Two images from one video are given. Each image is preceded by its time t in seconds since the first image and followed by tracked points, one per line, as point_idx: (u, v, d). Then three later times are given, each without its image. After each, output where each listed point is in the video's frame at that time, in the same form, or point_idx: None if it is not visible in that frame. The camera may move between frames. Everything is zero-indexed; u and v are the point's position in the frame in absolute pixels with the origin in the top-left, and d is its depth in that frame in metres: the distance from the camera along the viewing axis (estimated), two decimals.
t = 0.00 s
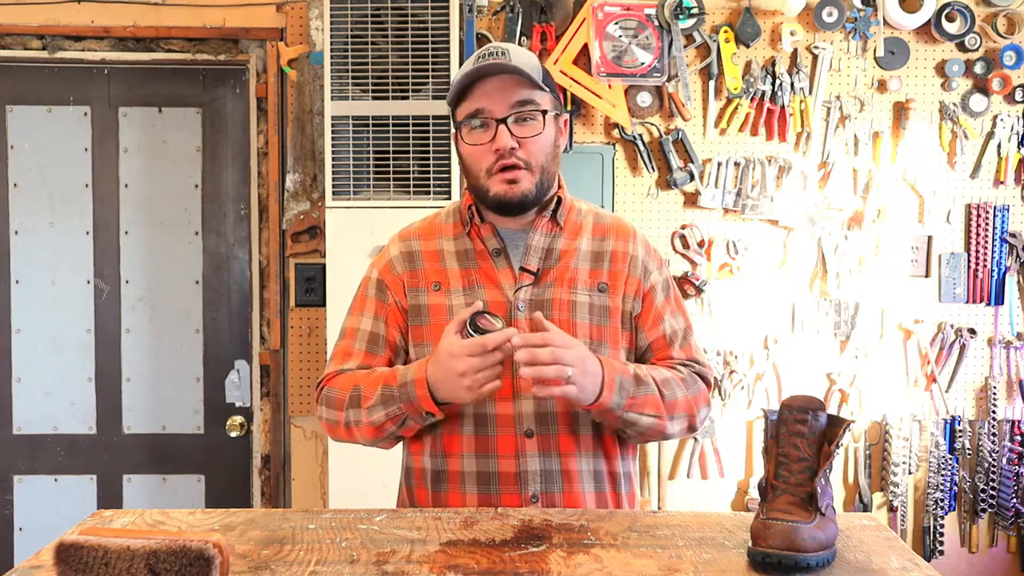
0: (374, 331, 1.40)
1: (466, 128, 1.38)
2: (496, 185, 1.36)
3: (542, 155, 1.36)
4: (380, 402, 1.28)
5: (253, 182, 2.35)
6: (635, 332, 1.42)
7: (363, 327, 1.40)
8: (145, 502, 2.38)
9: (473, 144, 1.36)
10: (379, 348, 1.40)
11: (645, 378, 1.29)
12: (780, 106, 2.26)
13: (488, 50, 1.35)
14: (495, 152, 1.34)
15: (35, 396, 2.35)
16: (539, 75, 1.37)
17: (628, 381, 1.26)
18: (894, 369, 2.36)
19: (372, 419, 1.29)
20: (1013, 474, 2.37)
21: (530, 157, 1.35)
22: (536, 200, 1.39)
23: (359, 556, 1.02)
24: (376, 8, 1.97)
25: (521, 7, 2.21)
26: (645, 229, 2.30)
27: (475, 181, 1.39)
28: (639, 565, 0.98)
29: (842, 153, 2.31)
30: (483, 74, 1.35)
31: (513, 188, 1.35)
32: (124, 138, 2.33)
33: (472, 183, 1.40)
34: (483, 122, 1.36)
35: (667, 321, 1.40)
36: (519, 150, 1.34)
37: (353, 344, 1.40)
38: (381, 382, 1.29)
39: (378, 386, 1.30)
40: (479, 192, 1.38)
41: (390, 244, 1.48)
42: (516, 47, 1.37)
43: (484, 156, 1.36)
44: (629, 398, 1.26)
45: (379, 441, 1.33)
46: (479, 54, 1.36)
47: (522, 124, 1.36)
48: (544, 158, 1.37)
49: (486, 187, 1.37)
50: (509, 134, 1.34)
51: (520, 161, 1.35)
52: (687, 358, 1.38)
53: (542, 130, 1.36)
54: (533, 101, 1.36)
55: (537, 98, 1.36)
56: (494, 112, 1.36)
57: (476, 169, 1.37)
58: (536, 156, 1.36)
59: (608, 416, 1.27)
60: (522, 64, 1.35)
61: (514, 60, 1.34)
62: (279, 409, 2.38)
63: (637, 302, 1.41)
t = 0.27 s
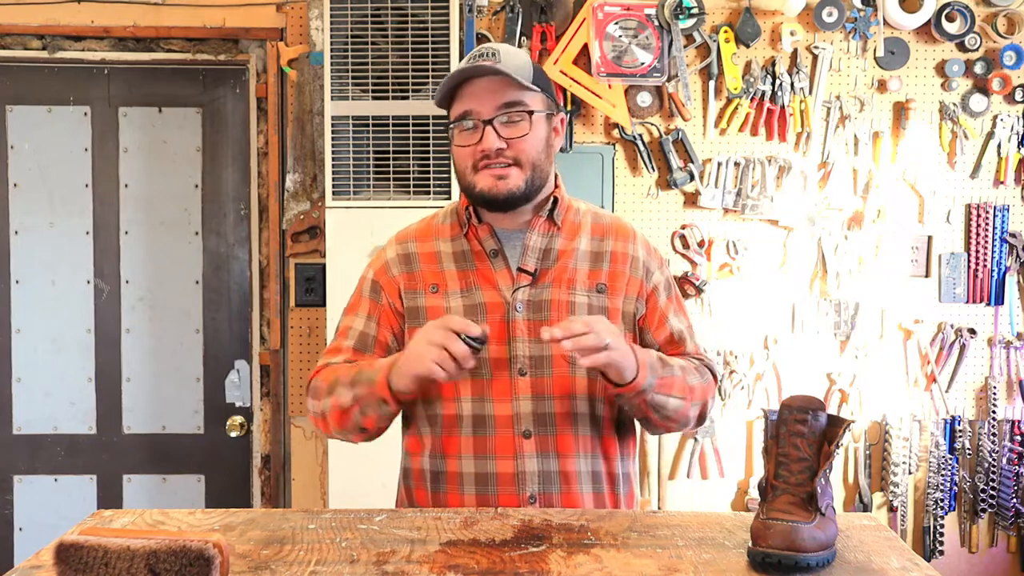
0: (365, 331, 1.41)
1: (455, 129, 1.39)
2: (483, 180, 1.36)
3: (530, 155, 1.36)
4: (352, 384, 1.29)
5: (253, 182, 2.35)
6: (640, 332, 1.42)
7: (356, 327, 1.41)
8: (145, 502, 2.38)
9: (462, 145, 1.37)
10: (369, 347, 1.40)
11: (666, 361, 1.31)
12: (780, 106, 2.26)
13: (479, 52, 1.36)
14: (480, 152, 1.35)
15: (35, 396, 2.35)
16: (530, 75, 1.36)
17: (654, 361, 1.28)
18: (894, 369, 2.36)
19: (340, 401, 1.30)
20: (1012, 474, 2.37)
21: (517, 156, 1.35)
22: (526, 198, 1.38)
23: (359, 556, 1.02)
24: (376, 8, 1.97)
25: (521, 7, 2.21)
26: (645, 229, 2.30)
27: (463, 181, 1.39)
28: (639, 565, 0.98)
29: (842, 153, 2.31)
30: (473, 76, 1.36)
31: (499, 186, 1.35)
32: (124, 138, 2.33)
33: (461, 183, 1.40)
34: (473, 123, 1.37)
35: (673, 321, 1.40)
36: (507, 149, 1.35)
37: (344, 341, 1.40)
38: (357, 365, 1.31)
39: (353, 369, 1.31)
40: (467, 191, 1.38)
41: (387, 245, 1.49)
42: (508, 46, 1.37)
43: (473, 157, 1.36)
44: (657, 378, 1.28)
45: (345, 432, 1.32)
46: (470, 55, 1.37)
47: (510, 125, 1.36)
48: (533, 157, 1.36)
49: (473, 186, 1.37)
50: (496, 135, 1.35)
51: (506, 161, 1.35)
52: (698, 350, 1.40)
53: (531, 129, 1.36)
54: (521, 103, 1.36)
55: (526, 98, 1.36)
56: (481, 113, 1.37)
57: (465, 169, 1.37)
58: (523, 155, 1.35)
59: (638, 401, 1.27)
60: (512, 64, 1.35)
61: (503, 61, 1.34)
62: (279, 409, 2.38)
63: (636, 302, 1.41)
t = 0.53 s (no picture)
0: (362, 327, 1.40)
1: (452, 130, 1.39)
2: (481, 180, 1.35)
3: (528, 153, 1.36)
4: (345, 368, 1.30)
5: (254, 182, 2.35)
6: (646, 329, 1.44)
7: (355, 324, 1.41)
8: (145, 502, 2.38)
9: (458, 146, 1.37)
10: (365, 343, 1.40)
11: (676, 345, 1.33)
12: (780, 106, 2.26)
13: (474, 53, 1.37)
14: (477, 151, 1.35)
15: (35, 396, 2.35)
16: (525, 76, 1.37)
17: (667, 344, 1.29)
18: (894, 369, 2.36)
19: (330, 384, 1.29)
20: (1013, 474, 2.37)
21: (514, 154, 1.35)
22: (524, 197, 1.37)
23: (359, 556, 1.02)
24: (376, 8, 1.97)
25: (521, 7, 2.22)
26: (645, 229, 2.30)
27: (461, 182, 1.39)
28: (639, 565, 0.98)
29: (842, 153, 2.31)
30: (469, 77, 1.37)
31: (497, 184, 1.35)
32: (124, 138, 2.33)
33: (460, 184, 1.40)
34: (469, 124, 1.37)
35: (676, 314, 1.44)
36: (503, 149, 1.35)
37: (344, 337, 1.40)
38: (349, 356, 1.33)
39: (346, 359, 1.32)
40: (465, 192, 1.38)
41: (386, 243, 1.50)
42: (504, 47, 1.37)
43: (469, 158, 1.36)
44: (672, 362, 1.29)
45: (335, 416, 1.28)
46: (466, 57, 1.37)
47: (506, 124, 1.36)
48: (530, 155, 1.36)
49: (471, 186, 1.37)
50: (492, 135, 1.35)
51: (503, 159, 1.35)
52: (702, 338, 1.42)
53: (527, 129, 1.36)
54: (517, 102, 1.36)
55: (521, 97, 1.37)
56: (477, 113, 1.37)
57: (462, 170, 1.37)
58: (520, 154, 1.35)
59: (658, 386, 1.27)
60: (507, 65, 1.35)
61: (499, 62, 1.34)
62: (279, 408, 2.37)
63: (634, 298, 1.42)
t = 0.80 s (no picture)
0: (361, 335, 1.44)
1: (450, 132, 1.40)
2: (480, 185, 1.36)
3: (525, 153, 1.36)
4: (341, 394, 1.35)
5: (253, 182, 2.35)
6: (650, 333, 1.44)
7: (357, 333, 1.45)
8: (145, 502, 2.38)
9: (456, 147, 1.37)
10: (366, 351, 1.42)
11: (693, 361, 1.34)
12: (780, 106, 2.26)
13: (471, 53, 1.37)
14: (475, 153, 1.36)
15: (35, 396, 2.35)
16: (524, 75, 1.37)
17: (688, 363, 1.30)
18: (894, 369, 2.36)
19: (329, 409, 1.34)
20: (1013, 474, 2.37)
21: (512, 155, 1.36)
22: (523, 198, 1.38)
23: (359, 556, 1.02)
24: (376, 8, 1.97)
25: (521, 7, 2.22)
26: (645, 229, 2.30)
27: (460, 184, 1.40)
28: (639, 565, 0.98)
29: (842, 153, 2.31)
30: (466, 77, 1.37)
31: (496, 187, 1.35)
32: (124, 138, 2.33)
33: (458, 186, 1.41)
34: (467, 124, 1.38)
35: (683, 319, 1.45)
36: (501, 148, 1.35)
37: (346, 347, 1.44)
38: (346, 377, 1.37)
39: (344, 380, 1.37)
40: (465, 194, 1.38)
41: (385, 248, 1.50)
42: (500, 46, 1.37)
43: (468, 159, 1.37)
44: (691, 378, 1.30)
45: (339, 439, 1.33)
46: (463, 56, 1.37)
47: (504, 124, 1.37)
48: (529, 155, 1.37)
49: (470, 189, 1.37)
50: (490, 135, 1.35)
51: (501, 160, 1.36)
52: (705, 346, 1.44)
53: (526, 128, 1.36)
54: (514, 101, 1.37)
55: (519, 97, 1.37)
56: (475, 114, 1.38)
57: (461, 171, 1.38)
58: (518, 154, 1.36)
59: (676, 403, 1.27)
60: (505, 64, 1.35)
61: (496, 61, 1.35)
62: (279, 409, 2.37)
63: (637, 302, 1.41)
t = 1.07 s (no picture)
0: (364, 337, 1.44)
1: (458, 132, 1.39)
2: (492, 186, 1.36)
3: (537, 154, 1.37)
4: (348, 401, 1.33)
5: (253, 182, 2.35)
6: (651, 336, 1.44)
7: (359, 334, 1.45)
8: (145, 502, 2.38)
9: (466, 147, 1.37)
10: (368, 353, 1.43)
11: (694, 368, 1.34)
12: (780, 106, 2.26)
13: (475, 52, 1.36)
14: (486, 154, 1.36)
15: (35, 396, 2.35)
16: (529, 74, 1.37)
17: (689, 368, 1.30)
18: (894, 369, 2.36)
19: (336, 416, 1.33)
20: (1013, 474, 2.37)
21: (524, 156, 1.36)
22: (535, 200, 1.38)
23: (359, 556, 1.02)
24: (376, 8, 1.97)
25: (521, 7, 2.22)
26: (645, 229, 2.30)
27: (470, 185, 1.39)
28: (639, 565, 0.98)
29: (842, 153, 2.31)
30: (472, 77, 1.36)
31: (510, 188, 1.35)
32: (124, 138, 2.33)
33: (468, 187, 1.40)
34: (476, 124, 1.38)
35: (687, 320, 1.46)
36: (512, 148, 1.35)
37: (349, 348, 1.44)
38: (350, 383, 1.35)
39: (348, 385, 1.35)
40: (476, 195, 1.38)
41: (386, 249, 1.50)
42: (505, 45, 1.37)
43: (478, 160, 1.37)
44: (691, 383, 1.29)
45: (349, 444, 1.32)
46: (468, 56, 1.37)
47: (514, 125, 1.37)
48: (539, 156, 1.37)
49: (482, 190, 1.37)
50: (502, 135, 1.35)
51: (513, 161, 1.36)
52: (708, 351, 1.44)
53: (535, 127, 1.37)
54: (523, 101, 1.37)
55: (527, 96, 1.37)
56: (484, 114, 1.37)
57: (471, 172, 1.38)
58: (530, 154, 1.36)
59: (674, 409, 1.27)
60: (510, 63, 1.35)
61: (503, 61, 1.34)
62: (280, 410, 2.37)
63: (640, 303, 1.41)
